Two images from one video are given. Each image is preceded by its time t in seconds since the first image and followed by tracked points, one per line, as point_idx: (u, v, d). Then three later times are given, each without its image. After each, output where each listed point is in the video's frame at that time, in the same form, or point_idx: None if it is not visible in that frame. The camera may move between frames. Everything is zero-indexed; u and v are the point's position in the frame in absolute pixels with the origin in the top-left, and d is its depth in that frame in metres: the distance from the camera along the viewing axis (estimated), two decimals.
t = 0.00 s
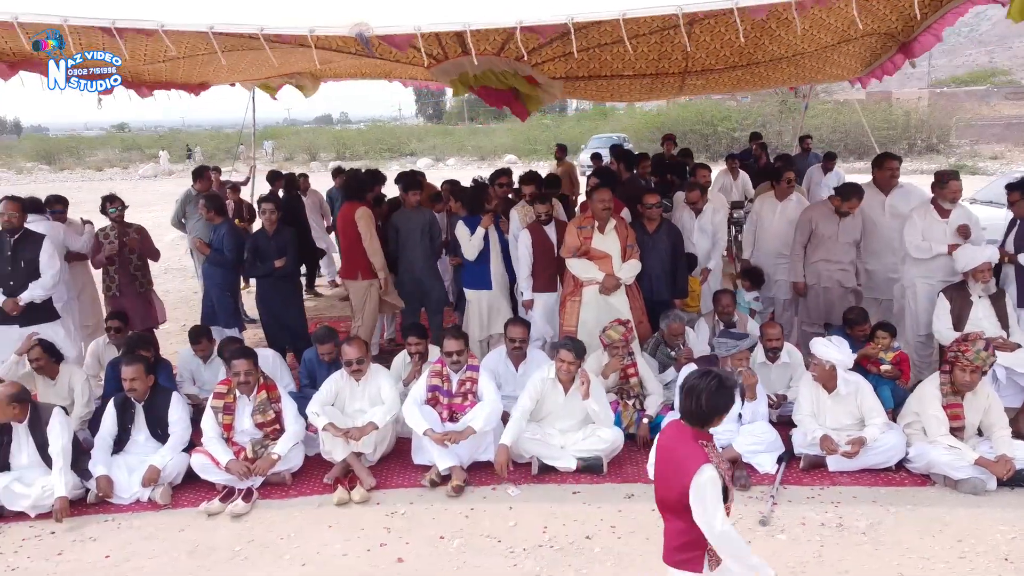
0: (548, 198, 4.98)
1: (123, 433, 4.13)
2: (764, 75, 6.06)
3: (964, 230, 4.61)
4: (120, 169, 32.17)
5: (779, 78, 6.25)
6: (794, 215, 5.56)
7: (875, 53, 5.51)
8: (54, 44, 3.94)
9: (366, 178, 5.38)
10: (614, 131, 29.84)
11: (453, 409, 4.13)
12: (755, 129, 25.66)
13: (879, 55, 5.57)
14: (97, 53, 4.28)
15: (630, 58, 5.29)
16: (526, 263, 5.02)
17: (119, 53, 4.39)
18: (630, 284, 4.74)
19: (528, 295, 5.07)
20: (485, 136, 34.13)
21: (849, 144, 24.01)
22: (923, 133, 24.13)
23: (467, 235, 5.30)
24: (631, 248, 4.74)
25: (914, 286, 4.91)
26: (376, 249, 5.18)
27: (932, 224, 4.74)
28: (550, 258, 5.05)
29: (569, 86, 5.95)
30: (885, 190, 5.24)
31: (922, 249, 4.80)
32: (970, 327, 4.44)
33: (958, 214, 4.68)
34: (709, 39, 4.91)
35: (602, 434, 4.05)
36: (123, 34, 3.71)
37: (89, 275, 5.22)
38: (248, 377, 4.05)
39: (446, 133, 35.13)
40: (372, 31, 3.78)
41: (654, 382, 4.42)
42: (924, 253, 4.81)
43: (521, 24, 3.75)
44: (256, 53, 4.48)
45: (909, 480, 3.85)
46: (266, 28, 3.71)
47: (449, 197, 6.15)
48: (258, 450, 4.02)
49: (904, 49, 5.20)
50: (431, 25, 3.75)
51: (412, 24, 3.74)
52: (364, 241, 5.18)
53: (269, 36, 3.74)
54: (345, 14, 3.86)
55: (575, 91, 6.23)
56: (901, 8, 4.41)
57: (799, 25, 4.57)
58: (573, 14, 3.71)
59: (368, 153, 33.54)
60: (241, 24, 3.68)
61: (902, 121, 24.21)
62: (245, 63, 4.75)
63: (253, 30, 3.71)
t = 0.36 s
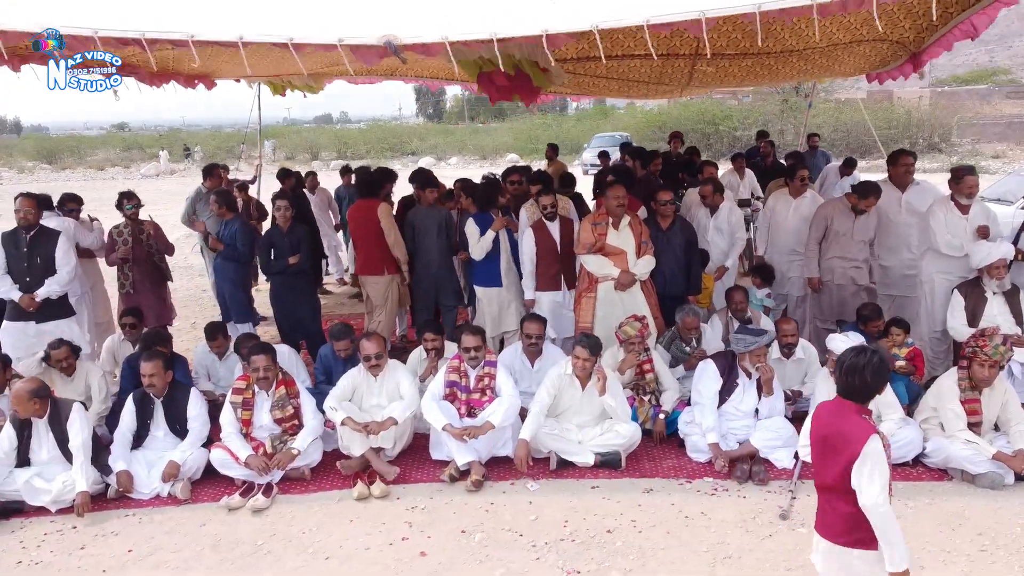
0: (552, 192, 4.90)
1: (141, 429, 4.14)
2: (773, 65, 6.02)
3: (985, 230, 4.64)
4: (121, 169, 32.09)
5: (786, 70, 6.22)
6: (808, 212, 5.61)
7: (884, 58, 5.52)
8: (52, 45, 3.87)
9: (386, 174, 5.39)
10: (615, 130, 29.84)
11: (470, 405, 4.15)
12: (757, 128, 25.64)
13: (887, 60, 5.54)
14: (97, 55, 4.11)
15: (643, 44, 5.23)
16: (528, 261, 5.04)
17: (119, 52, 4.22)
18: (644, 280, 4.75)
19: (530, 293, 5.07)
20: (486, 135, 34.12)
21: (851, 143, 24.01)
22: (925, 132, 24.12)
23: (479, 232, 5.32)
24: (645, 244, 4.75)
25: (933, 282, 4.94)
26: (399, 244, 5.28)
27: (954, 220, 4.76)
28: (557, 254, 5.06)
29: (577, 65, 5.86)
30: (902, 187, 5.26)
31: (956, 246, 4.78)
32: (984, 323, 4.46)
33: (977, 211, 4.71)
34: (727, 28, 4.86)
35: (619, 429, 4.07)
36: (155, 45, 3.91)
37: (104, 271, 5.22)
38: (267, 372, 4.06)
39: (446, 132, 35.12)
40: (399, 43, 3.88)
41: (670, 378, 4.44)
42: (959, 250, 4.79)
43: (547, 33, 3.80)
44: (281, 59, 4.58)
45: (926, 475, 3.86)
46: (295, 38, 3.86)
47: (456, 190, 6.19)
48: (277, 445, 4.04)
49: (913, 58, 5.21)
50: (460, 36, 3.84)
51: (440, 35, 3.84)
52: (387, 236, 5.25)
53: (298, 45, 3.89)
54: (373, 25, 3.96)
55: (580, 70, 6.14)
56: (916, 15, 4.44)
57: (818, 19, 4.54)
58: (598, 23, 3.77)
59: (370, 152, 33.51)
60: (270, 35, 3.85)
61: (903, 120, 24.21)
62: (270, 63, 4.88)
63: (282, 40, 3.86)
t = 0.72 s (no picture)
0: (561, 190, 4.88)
1: (148, 424, 4.16)
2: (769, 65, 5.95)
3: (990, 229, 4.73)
4: (122, 168, 32.08)
5: (782, 68, 6.14)
6: (813, 210, 5.64)
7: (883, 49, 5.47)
8: (51, 44, 4.00)
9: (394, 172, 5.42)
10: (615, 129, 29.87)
11: (476, 400, 4.19)
12: (757, 127, 25.68)
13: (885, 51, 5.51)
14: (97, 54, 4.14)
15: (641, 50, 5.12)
16: (532, 259, 5.09)
17: (118, 52, 4.25)
18: (648, 277, 4.78)
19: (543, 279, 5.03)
20: (486, 134, 34.15)
21: (851, 143, 24.03)
22: (925, 131, 24.15)
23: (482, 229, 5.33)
24: (649, 241, 4.77)
25: (938, 278, 4.97)
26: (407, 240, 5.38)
27: (958, 217, 4.84)
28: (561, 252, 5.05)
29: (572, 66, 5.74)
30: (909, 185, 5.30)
31: (955, 244, 4.81)
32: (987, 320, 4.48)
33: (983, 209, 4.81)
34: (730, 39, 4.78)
35: (624, 424, 4.07)
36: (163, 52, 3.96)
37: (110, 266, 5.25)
38: (274, 368, 4.07)
39: (447, 131, 35.14)
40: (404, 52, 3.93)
41: (675, 375, 4.47)
42: (956, 247, 4.81)
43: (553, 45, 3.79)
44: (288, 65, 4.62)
45: (929, 469, 3.89)
46: (302, 46, 3.92)
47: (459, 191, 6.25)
48: (284, 441, 4.06)
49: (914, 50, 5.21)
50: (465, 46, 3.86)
51: (446, 44, 3.88)
52: (394, 232, 5.33)
53: (305, 53, 3.94)
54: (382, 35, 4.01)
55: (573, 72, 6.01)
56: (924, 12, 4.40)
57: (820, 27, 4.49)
58: (604, 36, 3.76)
59: (370, 151, 33.53)
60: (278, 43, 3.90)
61: (904, 120, 24.25)
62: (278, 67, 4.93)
63: (290, 48, 3.91)
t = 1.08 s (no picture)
0: (572, 190, 4.84)
1: (150, 421, 4.19)
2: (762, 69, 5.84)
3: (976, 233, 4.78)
4: (122, 168, 32.13)
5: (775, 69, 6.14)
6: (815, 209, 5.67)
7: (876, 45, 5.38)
8: (52, 44, 4.03)
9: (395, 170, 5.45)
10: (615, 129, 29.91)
11: (476, 398, 4.22)
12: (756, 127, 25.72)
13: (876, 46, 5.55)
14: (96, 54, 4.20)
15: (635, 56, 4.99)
16: (541, 256, 4.97)
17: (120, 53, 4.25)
18: (647, 275, 4.81)
19: (552, 277, 4.94)
20: (486, 134, 34.20)
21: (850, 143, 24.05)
22: (925, 131, 24.18)
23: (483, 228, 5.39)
24: (649, 240, 4.81)
25: (932, 278, 4.99)
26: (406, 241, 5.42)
27: (950, 216, 4.89)
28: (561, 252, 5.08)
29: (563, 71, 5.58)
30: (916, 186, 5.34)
31: (935, 240, 4.90)
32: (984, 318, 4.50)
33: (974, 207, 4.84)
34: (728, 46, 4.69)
35: (624, 421, 4.10)
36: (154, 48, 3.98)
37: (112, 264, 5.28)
38: (275, 365, 4.10)
39: (447, 131, 35.17)
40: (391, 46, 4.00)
41: (674, 373, 4.50)
42: (938, 244, 4.90)
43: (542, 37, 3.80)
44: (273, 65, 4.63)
45: (925, 466, 3.92)
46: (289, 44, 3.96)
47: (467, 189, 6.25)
48: (285, 437, 4.09)
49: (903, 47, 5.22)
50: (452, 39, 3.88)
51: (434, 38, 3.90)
52: (394, 231, 5.36)
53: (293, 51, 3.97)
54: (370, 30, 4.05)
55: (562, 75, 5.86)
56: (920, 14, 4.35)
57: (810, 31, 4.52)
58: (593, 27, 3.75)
59: (371, 151, 33.51)
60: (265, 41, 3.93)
61: (903, 120, 24.29)
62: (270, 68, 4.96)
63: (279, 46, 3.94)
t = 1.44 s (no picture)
0: (569, 189, 4.85)
1: (152, 420, 4.21)
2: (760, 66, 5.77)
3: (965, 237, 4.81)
4: (122, 168, 32.13)
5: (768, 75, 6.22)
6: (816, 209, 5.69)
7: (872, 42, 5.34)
8: (52, 44, 4.04)
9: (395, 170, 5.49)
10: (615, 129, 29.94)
11: (478, 396, 4.24)
12: (756, 126, 25.75)
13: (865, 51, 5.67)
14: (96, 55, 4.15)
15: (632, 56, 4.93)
16: (542, 257, 4.99)
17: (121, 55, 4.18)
18: (648, 275, 4.83)
19: (555, 279, 4.97)
20: (486, 134, 34.23)
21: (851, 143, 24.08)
22: (925, 132, 24.20)
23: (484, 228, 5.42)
24: (650, 239, 4.83)
25: (926, 278, 5.02)
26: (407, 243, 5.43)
27: (944, 216, 4.92)
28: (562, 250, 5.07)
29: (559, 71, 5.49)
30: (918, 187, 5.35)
31: (928, 240, 4.94)
32: (982, 317, 4.52)
33: (967, 207, 4.88)
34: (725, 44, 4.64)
35: (624, 420, 4.13)
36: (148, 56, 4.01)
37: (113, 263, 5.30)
38: (277, 364, 4.12)
39: (447, 131, 35.21)
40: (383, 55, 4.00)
41: (674, 372, 4.52)
42: (930, 244, 4.94)
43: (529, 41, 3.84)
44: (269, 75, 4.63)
45: (924, 465, 3.94)
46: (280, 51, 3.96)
47: (466, 190, 6.26)
48: (288, 436, 4.12)
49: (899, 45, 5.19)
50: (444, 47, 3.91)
51: (422, 45, 3.93)
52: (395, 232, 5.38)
53: (285, 58, 3.98)
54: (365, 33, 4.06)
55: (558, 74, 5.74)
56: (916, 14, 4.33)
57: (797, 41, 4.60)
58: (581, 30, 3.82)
59: (371, 152, 33.32)
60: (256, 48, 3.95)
61: (903, 120, 24.31)
62: (266, 83, 5.00)
63: (270, 54, 3.95)
